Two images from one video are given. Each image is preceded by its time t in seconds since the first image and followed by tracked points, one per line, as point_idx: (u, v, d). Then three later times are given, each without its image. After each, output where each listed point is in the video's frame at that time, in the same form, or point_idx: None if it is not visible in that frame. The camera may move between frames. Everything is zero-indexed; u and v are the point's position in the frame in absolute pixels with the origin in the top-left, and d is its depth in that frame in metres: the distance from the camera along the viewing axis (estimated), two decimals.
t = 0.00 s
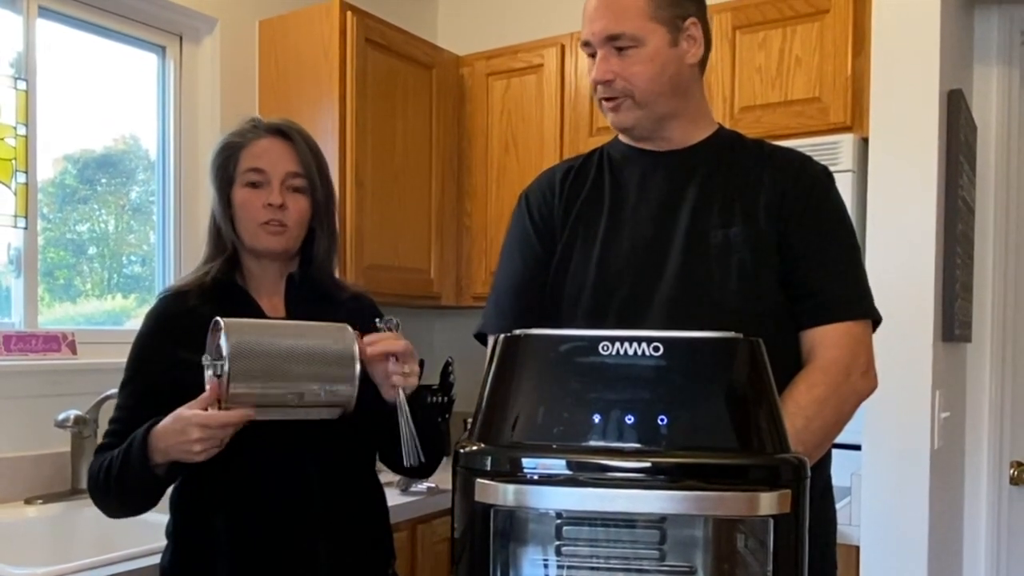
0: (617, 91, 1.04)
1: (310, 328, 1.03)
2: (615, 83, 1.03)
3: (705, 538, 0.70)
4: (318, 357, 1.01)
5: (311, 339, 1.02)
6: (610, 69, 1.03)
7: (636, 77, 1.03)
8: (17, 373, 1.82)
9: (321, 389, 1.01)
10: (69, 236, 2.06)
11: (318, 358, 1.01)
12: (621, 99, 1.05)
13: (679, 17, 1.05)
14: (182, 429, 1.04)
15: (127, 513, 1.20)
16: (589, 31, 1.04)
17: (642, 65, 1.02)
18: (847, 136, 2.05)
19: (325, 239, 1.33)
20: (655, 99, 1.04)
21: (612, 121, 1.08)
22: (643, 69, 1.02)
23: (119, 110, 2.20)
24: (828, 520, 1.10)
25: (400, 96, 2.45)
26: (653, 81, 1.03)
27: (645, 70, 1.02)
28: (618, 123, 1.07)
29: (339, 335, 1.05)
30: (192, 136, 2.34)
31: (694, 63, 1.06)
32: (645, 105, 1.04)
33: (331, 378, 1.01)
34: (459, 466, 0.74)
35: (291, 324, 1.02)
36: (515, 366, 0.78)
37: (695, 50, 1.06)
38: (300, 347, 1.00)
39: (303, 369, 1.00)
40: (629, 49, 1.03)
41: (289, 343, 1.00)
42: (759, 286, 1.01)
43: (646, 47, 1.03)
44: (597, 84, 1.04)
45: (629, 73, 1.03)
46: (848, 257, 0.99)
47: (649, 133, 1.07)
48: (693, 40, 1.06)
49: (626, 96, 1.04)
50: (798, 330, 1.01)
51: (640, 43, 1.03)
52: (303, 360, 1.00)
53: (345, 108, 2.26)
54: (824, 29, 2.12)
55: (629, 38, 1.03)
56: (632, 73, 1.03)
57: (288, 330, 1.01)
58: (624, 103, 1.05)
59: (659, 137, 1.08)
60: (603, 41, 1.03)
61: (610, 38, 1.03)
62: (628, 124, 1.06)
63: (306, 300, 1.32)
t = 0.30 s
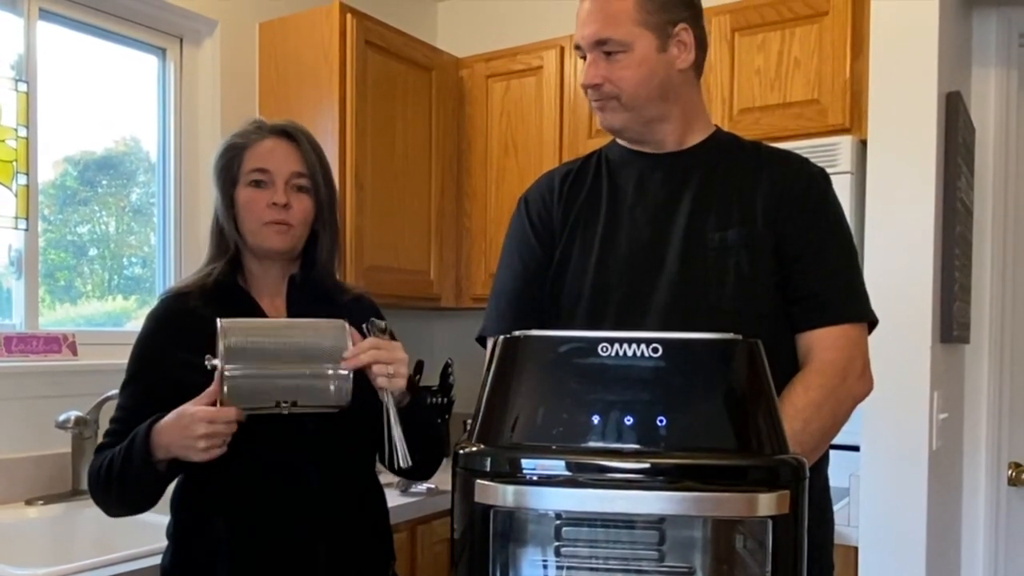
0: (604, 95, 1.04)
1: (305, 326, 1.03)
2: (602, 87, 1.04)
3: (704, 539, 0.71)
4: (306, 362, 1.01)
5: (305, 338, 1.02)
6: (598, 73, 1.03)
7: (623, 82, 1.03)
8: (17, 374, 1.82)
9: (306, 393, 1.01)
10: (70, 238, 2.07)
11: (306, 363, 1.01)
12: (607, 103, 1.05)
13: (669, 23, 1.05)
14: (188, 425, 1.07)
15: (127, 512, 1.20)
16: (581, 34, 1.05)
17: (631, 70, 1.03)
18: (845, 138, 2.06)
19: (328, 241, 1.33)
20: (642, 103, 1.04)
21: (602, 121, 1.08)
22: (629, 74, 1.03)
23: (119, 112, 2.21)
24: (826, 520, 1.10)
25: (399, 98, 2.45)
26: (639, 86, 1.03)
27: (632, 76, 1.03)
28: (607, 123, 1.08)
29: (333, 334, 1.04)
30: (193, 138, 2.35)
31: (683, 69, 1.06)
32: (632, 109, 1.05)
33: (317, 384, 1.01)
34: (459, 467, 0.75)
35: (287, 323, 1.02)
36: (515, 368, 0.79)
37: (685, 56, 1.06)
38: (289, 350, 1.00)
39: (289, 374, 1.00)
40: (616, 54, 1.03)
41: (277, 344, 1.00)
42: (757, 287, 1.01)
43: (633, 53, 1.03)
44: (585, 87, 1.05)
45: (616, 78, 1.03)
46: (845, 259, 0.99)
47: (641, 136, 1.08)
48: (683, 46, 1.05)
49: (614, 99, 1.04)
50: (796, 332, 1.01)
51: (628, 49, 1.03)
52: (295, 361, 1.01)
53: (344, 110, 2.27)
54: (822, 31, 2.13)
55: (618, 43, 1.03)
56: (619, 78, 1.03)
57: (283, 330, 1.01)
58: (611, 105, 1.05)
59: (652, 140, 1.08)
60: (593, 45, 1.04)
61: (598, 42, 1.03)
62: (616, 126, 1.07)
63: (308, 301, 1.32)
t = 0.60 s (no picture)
0: (601, 98, 1.04)
1: (305, 346, 1.04)
2: (600, 90, 1.04)
3: (702, 540, 0.71)
4: (308, 386, 1.03)
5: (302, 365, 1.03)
6: (597, 76, 1.03)
7: (622, 85, 1.03)
8: (18, 375, 1.82)
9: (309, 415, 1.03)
10: (70, 239, 2.07)
11: (308, 387, 1.03)
12: (605, 106, 1.05)
13: (668, 28, 1.05)
14: (185, 442, 1.08)
15: (134, 518, 1.21)
16: (581, 37, 1.05)
17: (629, 74, 1.03)
18: (844, 139, 2.06)
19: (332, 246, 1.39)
20: (639, 108, 1.05)
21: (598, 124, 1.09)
22: (627, 78, 1.03)
23: (120, 114, 2.21)
24: (824, 521, 1.11)
25: (399, 100, 2.46)
26: (637, 91, 1.04)
27: (630, 80, 1.03)
28: (603, 127, 1.08)
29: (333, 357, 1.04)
30: (193, 140, 2.35)
31: (682, 75, 1.06)
32: (630, 112, 1.05)
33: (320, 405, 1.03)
34: (458, 468, 0.75)
35: (287, 348, 1.03)
36: (514, 369, 0.79)
37: (683, 63, 1.06)
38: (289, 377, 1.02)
39: (290, 399, 1.02)
40: (615, 59, 1.03)
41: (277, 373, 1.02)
42: (755, 289, 1.02)
43: (632, 57, 1.03)
44: (584, 89, 1.05)
45: (614, 81, 1.03)
46: (843, 261, 1.00)
47: (639, 138, 1.08)
48: (682, 52, 1.06)
49: (611, 103, 1.05)
50: (794, 333, 1.01)
51: (627, 53, 1.03)
52: (291, 391, 1.02)
53: (344, 111, 2.27)
54: (821, 33, 2.13)
55: (617, 47, 1.03)
56: (617, 82, 1.03)
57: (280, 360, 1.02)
58: (608, 109, 1.05)
59: (648, 143, 1.09)
60: (592, 48, 1.04)
61: (598, 46, 1.04)
62: (613, 129, 1.07)
63: (306, 301, 1.34)
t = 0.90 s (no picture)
0: (601, 100, 1.05)
1: (327, 340, 1.05)
2: (599, 93, 1.04)
3: (701, 541, 0.72)
4: (336, 367, 1.03)
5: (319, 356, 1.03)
6: (596, 79, 1.04)
7: (621, 88, 1.04)
8: (19, 376, 1.83)
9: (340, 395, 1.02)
10: (71, 241, 2.07)
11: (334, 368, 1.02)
12: (604, 108, 1.06)
13: (668, 30, 1.06)
14: (205, 441, 1.07)
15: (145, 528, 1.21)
16: (580, 39, 1.06)
17: (628, 76, 1.04)
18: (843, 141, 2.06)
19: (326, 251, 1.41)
20: (639, 110, 1.05)
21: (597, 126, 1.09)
22: (627, 81, 1.04)
23: (120, 115, 2.21)
24: (822, 521, 1.11)
25: (399, 102, 2.46)
26: (636, 93, 1.04)
27: (630, 82, 1.04)
28: (603, 130, 1.09)
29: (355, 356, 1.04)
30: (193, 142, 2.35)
31: (681, 76, 1.07)
32: (629, 115, 1.06)
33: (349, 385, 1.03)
34: (457, 469, 0.75)
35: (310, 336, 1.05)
36: (514, 369, 0.80)
37: (683, 63, 1.06)
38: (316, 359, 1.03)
39: (316, 381, 1.02)
40: (614, 61, 1.04)
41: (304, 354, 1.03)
42: (754, 291, 1.02)
43: (631, 59, 1.03)
44: (583, 92, 1.05)
45: (613, 84, 1.04)
46: (841, 262, 1.00)
47: (639, 140, 1.09)
48: (681, 53, 1.06)
49: (611, 106, 1.05)
50: (793, 335, 1.02)
51: (626, 55, 1.04)
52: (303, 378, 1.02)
53: (344, 113, 2.27)
54: (819, 35, 2.14)
55: (616, 49, 1.04)
56: (616, 84, 1.04)
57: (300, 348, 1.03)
58: (608, 111, 1.06)
59: (648, 145, 1.09)
60: (590, 51, 1.05)
61: (597, 48, 1.04)
62: (612, 131, 1.08)
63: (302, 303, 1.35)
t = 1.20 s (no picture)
0: (601, 103, 1.06)
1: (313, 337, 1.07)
2: (600, 95, 1.05)
3: (700, 542, 0.72)
4: (325, 368, 1.06)
5: (310, 356, 1.06)
6: (596, 81, 1.05)
7: (621, 90, 1.04)
8: (20, 377, 1.83)
9: (338, 391, 1.07)
10: (71, 242, 2.08)
11: (326, 365, 1.06)
12: (605, 111, 1.06)
13: (668, 32, 1.06)
14: (217, 463, 1.08)
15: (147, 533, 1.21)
16: (580, 41, 1.06)
17: (628, 79, 1.04)
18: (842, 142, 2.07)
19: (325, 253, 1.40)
20: (639, 112, 1.06)
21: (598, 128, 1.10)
22: (627, 83, 1.04)
23: (120, 117, 2.22)
24: (821, 521, 1.11)
25: (399, 104, 2.46)
26: (637, 96, 1.04)
27: (630, 85, 1.04)
28: (603, 132, 1.09)
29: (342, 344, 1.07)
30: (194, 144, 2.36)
31: (682, 78, 1.07)
32: (630, 117, 1.06)
33: (344, 377, 1.07)
34: (457, 470, 0.76)
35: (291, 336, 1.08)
36: (514, 371, 0.80)
37: (683, 65, 1.07)
38: (306, 360, 1.05)
39: (314, 384, 1.06)
40: (615, 63, 1.04)
41: (295, 361, 1.05)
42: (753, 292, 1.02)
43: (631, 61, 1.04)
44: (584, 95, 1.06)
45: (613, 86, 1.04)
46: (840, 264, 1.00)
47: (639, 142, 1.09)
48: (681, 55, 1.06)
49: (611, 108, 1.06)
50: (792, 336, 1.02)
51: (626, 57, 1.04)
52: (303, 384, 1.05)
53: (344, 115, 2.28)
54: (819, 37, 2.14)
55: (616, 52, 1.04)
56: (617, 87, 1.04)
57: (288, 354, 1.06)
58: (608, 114, 1.06)
59: (649, 146, 1.10)
60: (591, 53, 1.05)
61: (597, 51, 1.05)
62: (613, 133, 1.08)
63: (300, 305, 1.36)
